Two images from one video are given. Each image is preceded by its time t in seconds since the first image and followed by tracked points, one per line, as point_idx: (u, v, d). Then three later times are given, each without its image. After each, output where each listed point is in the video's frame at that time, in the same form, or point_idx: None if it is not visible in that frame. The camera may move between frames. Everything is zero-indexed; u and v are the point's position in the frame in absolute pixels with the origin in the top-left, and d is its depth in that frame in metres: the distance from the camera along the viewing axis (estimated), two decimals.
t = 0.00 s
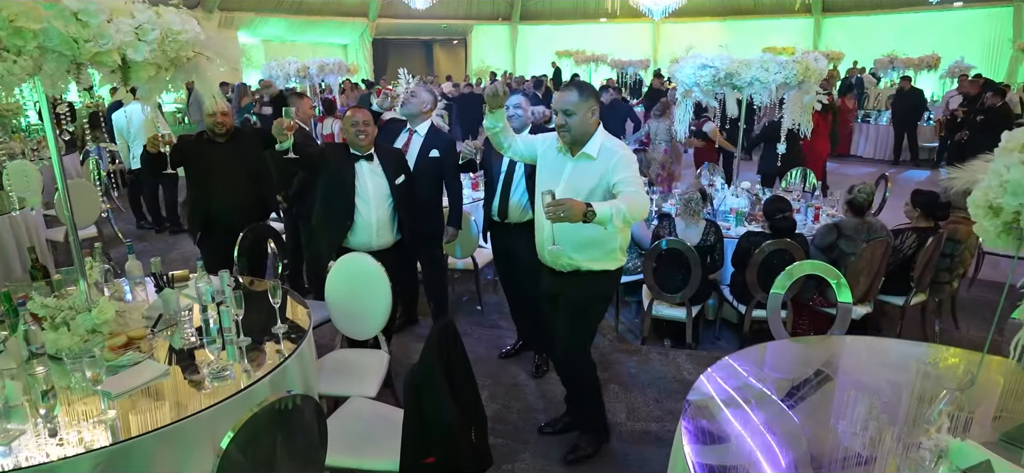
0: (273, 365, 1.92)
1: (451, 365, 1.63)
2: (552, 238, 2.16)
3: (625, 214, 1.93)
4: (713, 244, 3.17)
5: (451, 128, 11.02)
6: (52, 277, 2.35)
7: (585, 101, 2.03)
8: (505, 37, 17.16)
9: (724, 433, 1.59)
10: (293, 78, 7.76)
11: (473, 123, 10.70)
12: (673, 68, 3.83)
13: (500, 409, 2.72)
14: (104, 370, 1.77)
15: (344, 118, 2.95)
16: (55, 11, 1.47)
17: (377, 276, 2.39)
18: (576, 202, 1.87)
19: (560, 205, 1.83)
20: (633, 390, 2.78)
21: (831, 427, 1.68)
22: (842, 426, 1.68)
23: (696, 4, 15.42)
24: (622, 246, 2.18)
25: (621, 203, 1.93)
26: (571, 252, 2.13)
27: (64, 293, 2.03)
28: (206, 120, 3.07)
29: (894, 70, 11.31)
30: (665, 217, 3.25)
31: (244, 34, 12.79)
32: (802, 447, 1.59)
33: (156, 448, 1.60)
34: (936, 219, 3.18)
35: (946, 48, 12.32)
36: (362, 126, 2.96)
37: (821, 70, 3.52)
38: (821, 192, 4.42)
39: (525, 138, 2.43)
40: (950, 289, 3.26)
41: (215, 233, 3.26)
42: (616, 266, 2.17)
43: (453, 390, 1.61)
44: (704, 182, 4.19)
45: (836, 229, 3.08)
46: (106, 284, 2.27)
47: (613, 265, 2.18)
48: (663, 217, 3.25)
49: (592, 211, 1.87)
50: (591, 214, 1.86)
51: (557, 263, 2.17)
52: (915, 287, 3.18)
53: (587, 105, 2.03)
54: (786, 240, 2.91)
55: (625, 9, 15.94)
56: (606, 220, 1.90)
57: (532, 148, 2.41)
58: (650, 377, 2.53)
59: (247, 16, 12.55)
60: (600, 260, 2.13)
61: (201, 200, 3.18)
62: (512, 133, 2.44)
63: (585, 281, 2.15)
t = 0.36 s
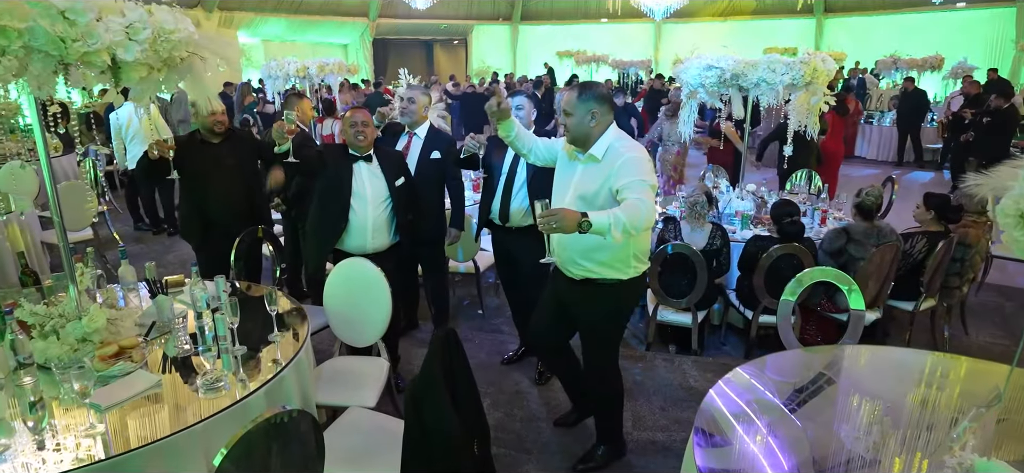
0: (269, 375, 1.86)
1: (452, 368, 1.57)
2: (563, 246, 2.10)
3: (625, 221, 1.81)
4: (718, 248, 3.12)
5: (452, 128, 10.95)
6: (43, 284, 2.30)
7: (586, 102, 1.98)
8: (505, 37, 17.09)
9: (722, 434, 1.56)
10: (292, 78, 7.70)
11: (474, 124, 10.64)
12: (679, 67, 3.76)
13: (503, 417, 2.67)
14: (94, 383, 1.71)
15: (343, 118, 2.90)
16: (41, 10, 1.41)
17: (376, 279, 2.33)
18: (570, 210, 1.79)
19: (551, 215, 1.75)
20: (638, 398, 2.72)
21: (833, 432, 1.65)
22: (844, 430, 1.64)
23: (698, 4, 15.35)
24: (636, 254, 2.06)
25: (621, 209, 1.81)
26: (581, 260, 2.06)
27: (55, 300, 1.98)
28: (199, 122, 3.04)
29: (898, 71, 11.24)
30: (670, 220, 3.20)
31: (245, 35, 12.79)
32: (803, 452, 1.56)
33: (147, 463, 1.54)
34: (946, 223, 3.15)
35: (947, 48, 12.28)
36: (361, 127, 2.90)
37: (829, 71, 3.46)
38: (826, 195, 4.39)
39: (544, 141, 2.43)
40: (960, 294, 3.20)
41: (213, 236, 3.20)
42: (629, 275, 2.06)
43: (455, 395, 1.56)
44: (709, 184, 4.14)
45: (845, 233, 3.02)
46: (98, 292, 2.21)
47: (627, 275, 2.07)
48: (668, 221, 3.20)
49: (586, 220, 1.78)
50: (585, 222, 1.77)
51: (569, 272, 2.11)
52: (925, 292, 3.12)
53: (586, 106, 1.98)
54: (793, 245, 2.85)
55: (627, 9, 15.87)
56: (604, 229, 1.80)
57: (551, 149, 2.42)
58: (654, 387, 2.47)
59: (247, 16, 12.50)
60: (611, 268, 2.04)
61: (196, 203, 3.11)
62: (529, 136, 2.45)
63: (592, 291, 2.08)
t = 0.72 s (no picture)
0: (266, 381, 1.82)
1: (453, 369, 1.54)
2: (558, 244, 2.09)
3: (611, 228, 1.76)
4: (723, 250, 3.06)
5: (453, 128, 10.91)
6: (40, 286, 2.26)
7: (593, 100, 1.94)
8: (506, 37, 17.05)
9: (723, 433, 1.54)
10: (292, 78, 7.66)
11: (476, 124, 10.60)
12: (683, 66, 3.72)
13: (504, 421, 2.62)
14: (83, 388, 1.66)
15: (346, 119, 2.84)
16: (32, 4, 1.36)
17: (377, 281, 2.29)
18: (557, 212, 1.78)
19: (535, 214, 1.75)
20: (642, 402, 2.68)
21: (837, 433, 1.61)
22: (848, 432, 1.61)
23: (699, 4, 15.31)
24: (630, 260, 2.01)
25: (609, 216, 1.77)
26: (573, 261, 2.04)
27: (49, 302, 1.93)
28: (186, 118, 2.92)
29: (901, 70, 11.19)
30: (675, 221, 3.14)
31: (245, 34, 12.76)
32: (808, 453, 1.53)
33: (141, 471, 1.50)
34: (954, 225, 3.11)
35: (949, 49, 12.25)
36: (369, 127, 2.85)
37: (836, 71, 3.41)
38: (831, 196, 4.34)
39: (554, 142, 2.43)
40: (967, 296, 3.16)
41: (211, 238, 3.15)
42: (621, 281, 2.02)
43: (456, 401, 1.52)
44: (713, 184, 4.09)
45: (851, 234, 2.97)
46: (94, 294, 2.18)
47: (619, 280, 2.03)
48: (673, 221, 3.14)
49: (571, 222, 1.76)
50: (568, 224, 1.75)
51: (562, 270, 2.09)
52: (932, 294, 3.07)
53: (593, 104, 1.94)
54: (799, 246, 2.82)
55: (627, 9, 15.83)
56: (589, 234, 1.76)
57: (559, 151, 2.41)
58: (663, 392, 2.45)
59: (247, 15, 12.48)
60: (602, 272, 2.01)
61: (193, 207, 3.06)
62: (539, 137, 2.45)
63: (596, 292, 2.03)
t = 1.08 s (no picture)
0: (265, 385, 1.80)
1: (457, 372, 1.53)
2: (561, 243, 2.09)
3: (599, 232, 1.76)
4: (725, 252, 3.04)
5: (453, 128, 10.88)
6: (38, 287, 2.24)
7: (598, 101, 1.94)
8: (506, 38, 17.04)
9: (724, 436, 1.52)
10: (293, 78, 7.65)
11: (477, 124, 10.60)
12: (684, 67, 3.70)
13: (505, 424, 2.61)
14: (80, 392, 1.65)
15: (336, 121, 2.84)
16: (29, 4, 1.35)
17: (379, 288, 2.27)
18: (547, 216, 1.85)
19: (525, 217, 1.83)
20: (643, 404, 2.67)
21: (838, 434, 1.61)
22: (848, 434, 1.60)
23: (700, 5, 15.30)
24: (628, 261, 1.97)
25: (597, 221, 1.77)
26: (574, 261, 2.04)
27: (46, 305, 1.91)
28: (165, 123, 2.84)
29: (902, 72, 11.17)
30: (676, 222, 3.13)
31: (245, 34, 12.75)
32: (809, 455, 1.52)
33: None
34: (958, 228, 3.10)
35: (950, 50, 12.24)
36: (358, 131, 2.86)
37: (837, 72, 3.42)
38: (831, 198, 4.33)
39: (566, 155, 2.41)
40: (970, 299, 3.14)
41: (215, 247, 3.08)
42: (620, 283, 1.99)
43: (457, 405, 1.51)
44: (715, 186, 4.09)
45: (854, 236, 2.96)
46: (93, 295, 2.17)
47: (618, 282, 2.00)
48: (674, 223, 3.13)
49: (560, 227, 1.82)
50: (557, 229, 1.81)
51: (565, 269, 2.08)
52: (936, 297, 3.05)
53: (598, 105, 1.93)
54: (802, 248, 2.80)
55: (628, 9, 15.82)
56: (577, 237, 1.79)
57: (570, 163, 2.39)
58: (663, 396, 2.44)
59: (247, 16, 12.47)
60: (601, 273, 1.99)
61: (196, 217, 2.97)
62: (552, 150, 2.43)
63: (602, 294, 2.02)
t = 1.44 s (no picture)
0: (264, 386, 1.79)
1: (457, 375, 1.51)
2: (569, 240, 2.09)
3: (604, 228, 1.76)
4: (726, 253, 3.02)
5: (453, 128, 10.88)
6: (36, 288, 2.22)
7: (608, 100, 1.92)
8: (506, 38, 17.03)
9: (725, 438, 1.51)
10: (292, 78, 7.55)
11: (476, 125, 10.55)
12: (685, 67, 3.69)
13: (506, 425, 2.59)
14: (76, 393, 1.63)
15: (336, 122, 2.81)
16: (24, 2, 1.33)
17: (377, 285, 2.25)
18: (554, 211, 1.85)
19: (531, 212, 1.83)
20: (644, 405, 2.65)
21: (838, 435, 1.60)
22: (849, 435, 1.59)
23: (700, 5, 15.29)
24: (638, 258, 1.97)
25: (603, 216, 1.77)
26: (582, 257, 2.04)
27: (43, 305, 1.89)
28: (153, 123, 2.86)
29: (903, 72, 11.16)
30: (676, 224, 3.12)
31: (245, 34, 12.73)
32: (809, 455, 1.51)
33: None
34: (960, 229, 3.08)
35: (950, 50, 12.24)
36: (361, 131, 2.83)
37: (839, 72, 3.40)
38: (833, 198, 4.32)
39: (568, 148, 2.36)
40: (973, 300, 3.11)
41: (206, 250, 3.11)
42: (629, 279, 1.99)
43: (457, 407, 1.49)
44: (715, 186, 4.08)
45: (856, 236, 2.94)
46: (90, 295, 2.15)
47: (628, 279, 2.00)
48: (675, 224, 3.12)
49: (566, 221, 1.82)
50: (564, 222, 1.81)
51: (573, 265, 2.08)
52: (937, 297, 3.03)
53: (608, 104, 1.92)
54: (804, 248, 2.79)
55: (628, 9, 15.81)
56: (583, 233, 1.80)
57: (574, 156, 2.34)
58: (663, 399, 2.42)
59: (248, 16, 12.46)
60: (611, 270, 1.99)
61: (191, 220, 2.98)
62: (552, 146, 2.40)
63: (603, 294, 2.02)
